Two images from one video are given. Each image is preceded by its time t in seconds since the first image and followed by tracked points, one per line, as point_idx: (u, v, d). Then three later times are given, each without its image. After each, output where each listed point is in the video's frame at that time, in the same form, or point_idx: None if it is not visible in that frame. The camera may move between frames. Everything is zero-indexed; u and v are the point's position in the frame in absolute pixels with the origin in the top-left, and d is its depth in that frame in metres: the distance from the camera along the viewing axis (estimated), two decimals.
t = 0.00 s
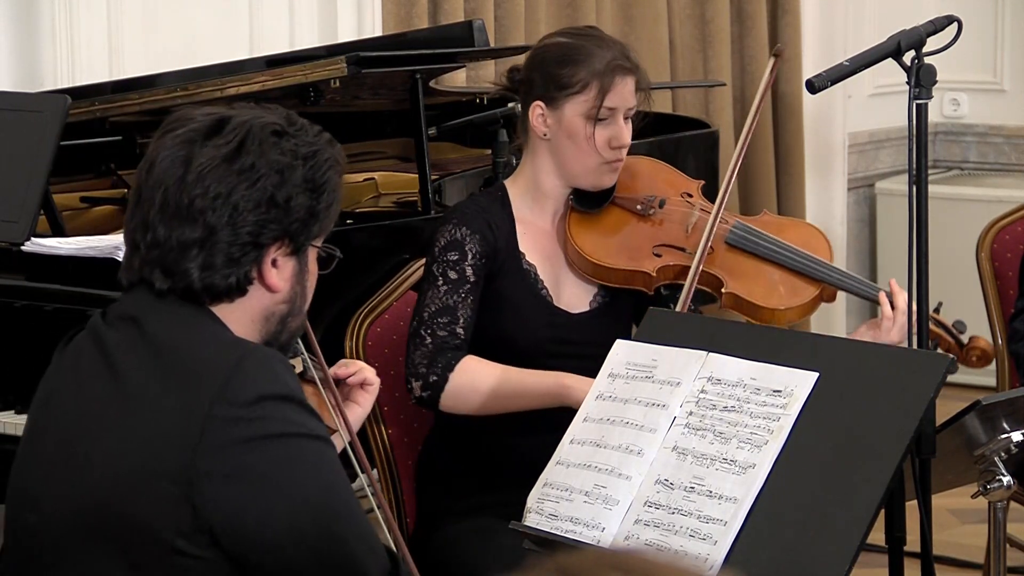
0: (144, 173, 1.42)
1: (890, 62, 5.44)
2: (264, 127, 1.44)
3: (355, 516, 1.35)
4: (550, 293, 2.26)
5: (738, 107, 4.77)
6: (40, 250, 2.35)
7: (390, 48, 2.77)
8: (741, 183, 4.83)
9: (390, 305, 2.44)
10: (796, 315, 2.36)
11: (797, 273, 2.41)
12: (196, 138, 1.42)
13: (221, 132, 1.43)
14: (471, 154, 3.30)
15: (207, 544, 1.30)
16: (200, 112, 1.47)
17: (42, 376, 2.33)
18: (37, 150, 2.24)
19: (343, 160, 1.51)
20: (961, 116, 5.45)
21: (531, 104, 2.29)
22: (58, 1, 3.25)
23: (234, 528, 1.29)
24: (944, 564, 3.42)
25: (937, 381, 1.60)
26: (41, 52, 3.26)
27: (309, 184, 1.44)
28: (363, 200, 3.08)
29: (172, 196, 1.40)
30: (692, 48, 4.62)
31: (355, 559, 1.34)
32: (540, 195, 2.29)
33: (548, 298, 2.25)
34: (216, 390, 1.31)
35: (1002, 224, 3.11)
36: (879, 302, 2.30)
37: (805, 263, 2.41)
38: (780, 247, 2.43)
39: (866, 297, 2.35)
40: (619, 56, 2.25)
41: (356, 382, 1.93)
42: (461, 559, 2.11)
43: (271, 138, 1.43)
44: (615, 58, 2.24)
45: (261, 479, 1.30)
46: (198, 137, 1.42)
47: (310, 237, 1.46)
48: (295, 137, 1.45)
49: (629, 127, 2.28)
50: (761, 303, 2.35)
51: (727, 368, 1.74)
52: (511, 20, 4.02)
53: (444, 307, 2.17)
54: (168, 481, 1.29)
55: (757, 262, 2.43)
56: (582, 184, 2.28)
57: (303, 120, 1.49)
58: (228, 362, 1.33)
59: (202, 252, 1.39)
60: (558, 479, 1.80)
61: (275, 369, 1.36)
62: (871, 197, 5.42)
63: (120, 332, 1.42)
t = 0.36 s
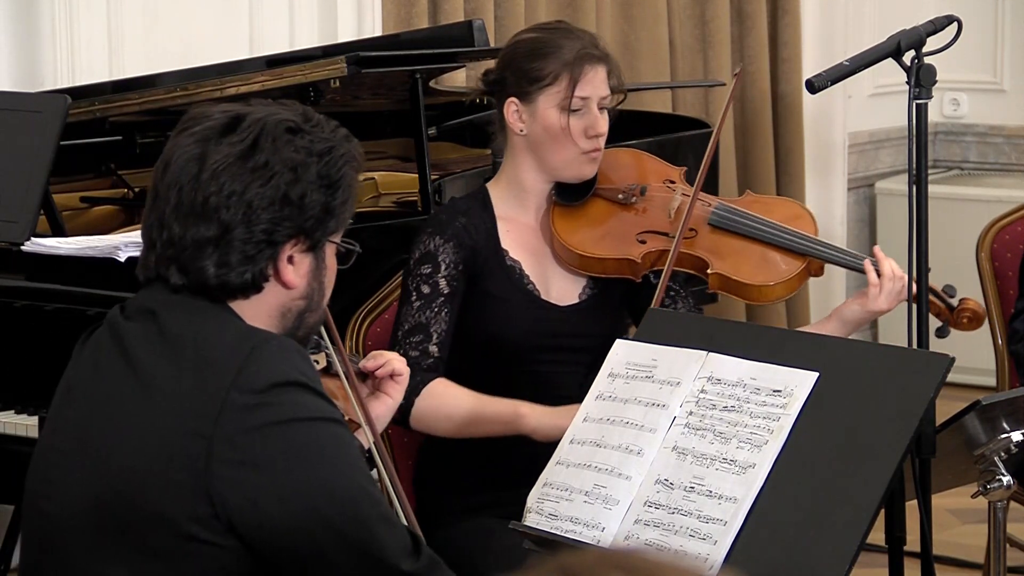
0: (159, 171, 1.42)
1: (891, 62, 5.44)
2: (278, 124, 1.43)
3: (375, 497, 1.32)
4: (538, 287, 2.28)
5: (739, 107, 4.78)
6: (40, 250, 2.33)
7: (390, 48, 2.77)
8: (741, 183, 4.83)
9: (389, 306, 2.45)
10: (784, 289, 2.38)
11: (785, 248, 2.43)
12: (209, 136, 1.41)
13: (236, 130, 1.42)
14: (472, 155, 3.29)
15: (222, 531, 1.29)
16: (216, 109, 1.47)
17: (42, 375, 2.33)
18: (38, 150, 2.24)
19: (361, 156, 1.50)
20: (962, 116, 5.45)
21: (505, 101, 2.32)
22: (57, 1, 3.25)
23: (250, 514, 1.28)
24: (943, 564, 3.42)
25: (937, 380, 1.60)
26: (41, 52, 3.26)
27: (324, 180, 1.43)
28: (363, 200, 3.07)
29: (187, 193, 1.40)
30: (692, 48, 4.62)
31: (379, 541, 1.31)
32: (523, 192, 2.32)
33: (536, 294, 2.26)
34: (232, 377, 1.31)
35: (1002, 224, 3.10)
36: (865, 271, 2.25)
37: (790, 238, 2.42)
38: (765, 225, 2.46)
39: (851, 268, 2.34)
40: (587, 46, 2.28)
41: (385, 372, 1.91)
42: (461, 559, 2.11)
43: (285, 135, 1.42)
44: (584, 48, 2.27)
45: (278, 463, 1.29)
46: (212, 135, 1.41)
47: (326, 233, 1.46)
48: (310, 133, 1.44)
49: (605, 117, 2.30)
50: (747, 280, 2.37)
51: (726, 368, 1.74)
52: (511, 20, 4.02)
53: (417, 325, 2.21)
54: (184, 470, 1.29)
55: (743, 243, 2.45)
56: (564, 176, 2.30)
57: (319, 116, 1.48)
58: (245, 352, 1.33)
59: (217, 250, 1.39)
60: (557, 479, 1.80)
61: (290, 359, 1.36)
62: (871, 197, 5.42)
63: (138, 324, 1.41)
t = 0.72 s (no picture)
0: (178, 175, 1.41)
1: (891, 62, 5.44)
2: (301, 134, 1.42)
3: (383, 517, 1.34)
4: (514, 289, 2.29)
5: (739, 107, 4.78)
6: (40, 249, 2.33)
7: (390, 48, 2.77)
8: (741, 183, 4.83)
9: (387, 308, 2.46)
10: (756, 297, 2.41)
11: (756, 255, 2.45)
12: (230, 143, 1.40)
13: (258, 137, 1.41)
14: (471, 155, 3.29)
15: (232, 543, 1.29)
16: (237, 112, 1.45)
17: (42, 375, 2.33)
18: (38, 150, 2.24)
19: (378, 165, 1.50)
20: (962, 116, 5.45)
21: (477, 107, 2.34)
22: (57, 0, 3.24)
23: (262, 529, 1.28)
24: (943, 564, 3.42)
25: (937, 379, 1.60)
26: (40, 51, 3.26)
27: (343, 193, 1.43)
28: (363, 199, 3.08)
29: (206, 201, 1.39)
30: (692, 48, 4.62)
31: (387, 560, 1.33)
32: (498, 197, 2.34)
33: (513, 296, 2.28)
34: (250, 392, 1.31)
35: (1002, 224, 3.11)
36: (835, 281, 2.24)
37: (761, 246, 2.45)
38: (735, 231, 2.47)
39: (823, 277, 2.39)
40: (555, 49, 2.30)
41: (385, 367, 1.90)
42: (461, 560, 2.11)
43: (308, 146, 1.41)
44: (551, 50, 2.29)
45: (290, 481, 1.29)
46: (232, 142, 1.40)
47: (342, 244, 1.46)
48: (332, 144, 1.43)
49: (576, 119, 2.32)
50: (721, 289, 2.39)
51: (726, 368, 1.74)
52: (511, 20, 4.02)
53: (390, 334, 2.22)
54: (193, 480, 1.29)
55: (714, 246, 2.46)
56: (538, 180, 2.32)
57: (339, 124, 1.48)
58: (262, 363, 1.34)
59: (235, 260, 1.39)
60: (558, 479, 1.80)
61: (305, 372, 1.36)
62: (871, 197, 5.42)
63: (150, 329, 1.41)
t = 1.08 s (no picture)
0: (159, 175, 1.41)
1: (890, 62, 5.44)
2: (280, 130, 1.42)
3: (372, 514, 1.34)
4: (504, 290, 2.30)
5: (739, 108, 4.78)
6: (40, 249, 2.34)
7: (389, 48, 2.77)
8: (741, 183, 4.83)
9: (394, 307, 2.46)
10: (747, 283, 2.40)
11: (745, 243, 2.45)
12: (210, 142, 1.40)
13: (236, 134, 1.41)
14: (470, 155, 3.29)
15: (223, 547, 1.29)
16: (214, 112, 1.46)
17: (42, 375, 2.33)
18: (37, 150, 2.24)
19: (357, 159, 1.50)
20: (961, 116, 5.45)
21: (462, 107, 2.33)
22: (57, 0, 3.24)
23: (253, 533, 1.28)
24: (943, 564, 3.42)
25: (937, 380, 1.60)
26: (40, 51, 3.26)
27: (324, 186, 1.43)
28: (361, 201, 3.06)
29: (189, 200, 1.39)
30: (693, 48, 4.62)
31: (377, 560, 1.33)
32: (486, 196, 2.34)
33: (502, 295, 2.28)
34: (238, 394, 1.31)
35: (1002, 224, 3.11)
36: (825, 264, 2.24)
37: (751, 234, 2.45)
38: (723, 219, 2.47)
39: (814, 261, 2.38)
40: (539, 45, 2.30)
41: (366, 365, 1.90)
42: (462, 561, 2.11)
43: (287, 141, 1.42)
44: (533, 47, 2.29)
45: (283, 483, 1.29)
46: (211, 141, 1.40)
47: (324, 239, 1.46)
48: (310, 138, 1.43)
49: (563, 114, 2.31)
50: (711, 277, 2.38)
51: (726, 368, 1.74)
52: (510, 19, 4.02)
53: (377, 335, 2.22)
54: (183, 483, 1.29)
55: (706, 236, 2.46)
56: (526, 177, 2.32)
57: (316, 118, 1.48)
58: (250, 365, 1.34)
59: (218, 258, 1.39)
60: (557, 479, 1.79)
61: (293, 375, 1.36)
62: (871, 197, 5.42)
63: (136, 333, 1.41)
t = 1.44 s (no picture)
0: (120, 171, 1.42)
1: (890, 62, 5.45)
2: (239, 119, 1.43)
3: (350, 504, 1.34)
4: (504, 292, 2.29)
5: (739, 108, 4.78)
6: (40, 249, 2.34)
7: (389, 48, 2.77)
8: (741, 182, 4.83)
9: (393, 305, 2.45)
10: (746, 285, 2.41)
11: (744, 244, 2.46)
12: (170, 136, 1.41)
13: (196, 127, 1.42)
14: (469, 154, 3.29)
15: (199, 541, 1.30)
16: (171, 107, 1.47)
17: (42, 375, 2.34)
18: (37, 149, 2.24)
19: (318, 146, 1.51)
20: (961, 116, 5.45)
21: (464, 110, 2.32)
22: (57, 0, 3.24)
23: (228, 523, 1.29)
24: (943, 564, 3.42)
25: (937, 380, 1.60)
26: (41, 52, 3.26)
27: (288, 173, 1.44)
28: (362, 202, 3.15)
29: (152, 194, 1.39)
30: (693, 49, 4.62)
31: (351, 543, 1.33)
32: (484, 198, 2.34)
33: (501, 297, 2.28)
34: (204, 387, 1.31)
35: (1002, 225, 3.11)
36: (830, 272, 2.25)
37: (751, 236, 2.46)
38: (723, 221, 2.47)
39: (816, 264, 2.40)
40: (540, 48, 2.29)
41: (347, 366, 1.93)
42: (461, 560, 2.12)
43: (246, 130, 1.43)
44: (537, 50, 2.28)
45: (255, 473, 1.30)
46: (171, 134, 1.41)
47: (290, 227, 1.46)
48: (270, 127, 1.44)
49: (562, 116, 2.32)
50: (710, 279, 2.38)
51: (726, 368, 1.74)
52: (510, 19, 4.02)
53: (379, 337, 2.22)
54: (156, 479, 1.29)
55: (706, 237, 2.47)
56: (523, 181, 2.32)
57: (275, 109, 1.49)
58: (217, 356, 1.34)
59: (185, 250, 1.39)
60: (558, 479, 1.79)
61: (262, 364, 1.36)
62: (871, 197, 5.42)
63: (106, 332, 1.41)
